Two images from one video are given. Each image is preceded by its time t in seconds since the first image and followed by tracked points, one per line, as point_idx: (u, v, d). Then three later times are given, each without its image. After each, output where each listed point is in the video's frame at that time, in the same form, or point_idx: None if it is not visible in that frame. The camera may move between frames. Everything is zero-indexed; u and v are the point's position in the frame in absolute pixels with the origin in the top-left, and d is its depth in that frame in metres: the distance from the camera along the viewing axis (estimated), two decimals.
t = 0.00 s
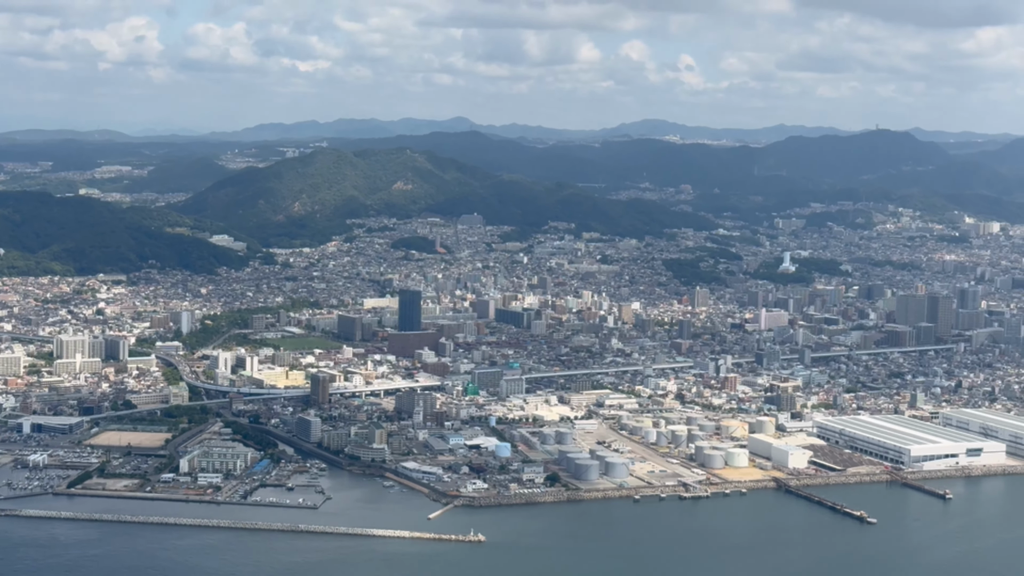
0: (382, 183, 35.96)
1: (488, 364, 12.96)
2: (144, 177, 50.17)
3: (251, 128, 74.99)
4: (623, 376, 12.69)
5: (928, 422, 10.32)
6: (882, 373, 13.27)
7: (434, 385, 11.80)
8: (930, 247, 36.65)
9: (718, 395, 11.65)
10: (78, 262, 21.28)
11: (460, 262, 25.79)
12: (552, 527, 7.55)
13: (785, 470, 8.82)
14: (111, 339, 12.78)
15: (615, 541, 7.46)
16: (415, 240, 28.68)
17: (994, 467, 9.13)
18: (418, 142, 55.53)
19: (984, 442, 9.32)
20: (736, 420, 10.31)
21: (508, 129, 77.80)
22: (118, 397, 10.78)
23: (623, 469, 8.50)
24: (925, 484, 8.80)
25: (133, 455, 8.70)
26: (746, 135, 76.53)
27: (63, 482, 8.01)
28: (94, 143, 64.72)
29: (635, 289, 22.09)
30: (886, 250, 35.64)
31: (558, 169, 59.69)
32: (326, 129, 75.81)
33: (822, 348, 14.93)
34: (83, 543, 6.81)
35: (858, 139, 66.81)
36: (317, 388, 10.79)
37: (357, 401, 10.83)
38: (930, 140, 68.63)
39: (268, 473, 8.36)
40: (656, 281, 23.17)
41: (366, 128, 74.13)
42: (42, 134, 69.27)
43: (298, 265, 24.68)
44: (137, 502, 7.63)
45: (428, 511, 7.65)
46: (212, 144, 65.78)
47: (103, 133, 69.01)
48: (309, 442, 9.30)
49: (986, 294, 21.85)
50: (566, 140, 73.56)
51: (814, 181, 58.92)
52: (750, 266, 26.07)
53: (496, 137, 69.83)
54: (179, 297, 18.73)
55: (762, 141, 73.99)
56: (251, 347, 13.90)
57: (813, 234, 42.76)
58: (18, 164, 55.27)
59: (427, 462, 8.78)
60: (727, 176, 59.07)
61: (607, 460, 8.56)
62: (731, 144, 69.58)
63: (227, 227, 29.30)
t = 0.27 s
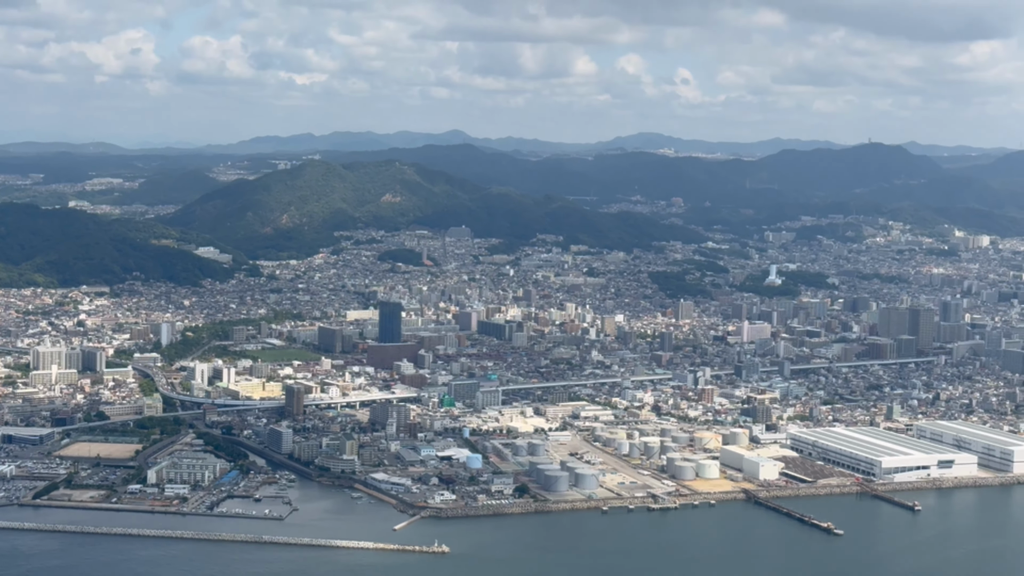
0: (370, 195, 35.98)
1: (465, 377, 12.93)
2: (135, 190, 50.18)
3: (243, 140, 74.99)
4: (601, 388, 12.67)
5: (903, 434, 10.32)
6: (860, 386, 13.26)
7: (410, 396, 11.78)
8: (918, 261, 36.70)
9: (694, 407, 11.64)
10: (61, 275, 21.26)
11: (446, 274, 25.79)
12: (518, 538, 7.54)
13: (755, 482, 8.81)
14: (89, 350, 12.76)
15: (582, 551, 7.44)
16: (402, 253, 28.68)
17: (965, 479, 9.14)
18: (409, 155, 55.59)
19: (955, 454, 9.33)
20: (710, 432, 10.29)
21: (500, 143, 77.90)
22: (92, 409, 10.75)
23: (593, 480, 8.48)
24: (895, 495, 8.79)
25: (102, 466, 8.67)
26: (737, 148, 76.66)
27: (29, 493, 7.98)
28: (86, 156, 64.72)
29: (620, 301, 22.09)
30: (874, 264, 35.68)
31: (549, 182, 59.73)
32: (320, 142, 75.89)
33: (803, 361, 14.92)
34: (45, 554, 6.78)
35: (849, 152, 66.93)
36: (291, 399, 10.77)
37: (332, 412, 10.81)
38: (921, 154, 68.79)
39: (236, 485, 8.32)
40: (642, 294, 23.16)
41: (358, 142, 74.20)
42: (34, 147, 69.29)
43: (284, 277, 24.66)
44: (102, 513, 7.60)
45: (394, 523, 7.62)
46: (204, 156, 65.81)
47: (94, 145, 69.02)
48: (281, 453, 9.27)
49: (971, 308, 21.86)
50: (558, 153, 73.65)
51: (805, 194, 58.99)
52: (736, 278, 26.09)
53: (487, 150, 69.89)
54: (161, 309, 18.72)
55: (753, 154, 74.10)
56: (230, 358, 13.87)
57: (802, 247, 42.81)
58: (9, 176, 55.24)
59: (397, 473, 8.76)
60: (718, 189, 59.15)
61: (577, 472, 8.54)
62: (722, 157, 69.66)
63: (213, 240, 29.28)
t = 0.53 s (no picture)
0: (360, 208, 36.00)
1: (444, 389, 12.92)
2: (127, 203, 50.19)
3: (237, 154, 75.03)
4: (580, 400, 12.66)
5: (878, 446, 10.32)
6: (840, 398, 13.24)
7: (388, 409, 11.75)
8: (909, 274, 36.72)
9: (672, 419, 11.62)
10: (47, 287, 21.26)
11: (433, 287, 25.80)
12: (485, 550, 7.52)
13: (727, 494, 8.80)
14: (68, 363, 12.75)
15: (549, 562, 7.43)
16: (391, 266, 28.66)
17: (938, 491, 9.14)
18: (402, 168, 55.62)
19: (928, 466, 9.33)
20: (685, 445, 10.28)
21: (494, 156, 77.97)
22: (67, 421, 10.73)
23: (564, 493, 8.46)
24: (866, 508, 8.77)
25: (73, 478, 8.66)
26: (731, 162, 76.74)
27: None
28: (79, 169, 64.75)
29: (607, 314, 22.10)
30: (864, 277, 35.70)
31: (542, 195, 59.77)
32: (314, 156, 75.97)
33: (784, 373, 14.91)
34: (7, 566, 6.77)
35: (842, 166, 67.01)
36: (267, 412, 10.75)
37: (308, 424, 10.79)
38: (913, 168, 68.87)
39: (206, 496, 8.30)
40: (628, 307, 23.15)
41: (352, 155, 74.27)
42: (28, 161, 69.29)
43: (271, 290, 24.63)
44: (69, 525, 7.59)
45: (361, 534, 7.61)
46: (197, 169, 65.85)
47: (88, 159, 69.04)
48: (253, 465, 9.26)
49: (957, 321, 21.85)
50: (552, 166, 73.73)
51: (798, 208, 59.04)
52: (724, 291, 26.10)
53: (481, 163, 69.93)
54: (145, 321, 18.71)
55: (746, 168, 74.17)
56: (210, 371, 13.86)
57: (793, 260, 42.83)
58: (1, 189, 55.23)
59: (369, 485, 8.74)
60: (710, 203, 59.20)
61: (548, 484, 8.53)
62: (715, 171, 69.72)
63: (202, 253, 29.28)
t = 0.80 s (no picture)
0: (350, 218, 36.01)
1: (424, 398, 12.91)
2: (120, 213, 50.20)
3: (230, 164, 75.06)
4: (559, 409, 12.65)
5: (854, 455, 10.33)
6: (820, 408, 13.24)
7: (366, 418, 11.74)
8: (898, 285, 36.74)
9: (650, 429, 11.61)
10: (33, 297, 21.26)
11: (421, 296, 25.80)
12: (456, 558, 7.51)
13: (699, 503, 8.80)
14: (47, 372, 12.74)
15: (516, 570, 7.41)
16: (379, 275, 28.67)
17: (911, 499, 9.15)
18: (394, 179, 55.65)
19: (901, 476, 9.34)
20: (661, 454, 10.28)
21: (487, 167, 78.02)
22: (42, 430, 10.71)
23: (535, 502, 8.46)
24: (838, 517, 8.77)
25: (43, 487, 8.65)
26: (724, 172, 76.81)
27: None
28: (72, 178, 64.76)
29: (594, 324, 22.09)
30: (854, 287, 35.72)
31: (535, 204, 59.82)
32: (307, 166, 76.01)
33: (766, 383, 14.90)
34: None
35: (834, 177, 67.09)
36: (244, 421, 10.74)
37: (284, 434, 10.78)
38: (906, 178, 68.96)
39: (176, 505, 8.29)
40: (615, 316, 23.14)
41: (345, 166, 74.31)
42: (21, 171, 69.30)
43: (258, 300, 24.64)
44: (36, 533, 7.57)
45: (329, 543, 7.60)
46: (190, 179, 65.87)
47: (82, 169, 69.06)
48: (226, 474, 9.25)
49: (943, 331, 21.86)
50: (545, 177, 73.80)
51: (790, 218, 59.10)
52: (712, 301, 26.11)
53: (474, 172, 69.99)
54: (129, 331, 18.70)
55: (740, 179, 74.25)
56: (190, 380, 13.84)
57: (784, 270, 42.86)
58: None
59: (340, 494, 8.73)
60: (703, 213, 59.27)
61: (520, 493, 8.52)
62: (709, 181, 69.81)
63: (191, 263, 29.28)
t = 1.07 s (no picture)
0: (341, 227, 36.01)
1: (404, 406, 12.89)
2: (113, 222, 50.24)
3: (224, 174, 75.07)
4: (538, 417, 12.62)
5: (830, 463, 10.32)
6: (801, 416, 13.23)
7: (344, 425, 11.72)
8: (889, 294, 36.75)
9: (628, 436, 11.61)
10: (19, 305, 21.25)
11: (409, 305, 25.79)
12: (424, 565, 7.48)
13: (672, 510, 8.79)
14: (26, 381, 12.72)
15: None
16: (368, 284, 28.66)
17: (885, 507, 9.14)
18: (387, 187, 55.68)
19: (876, 482, 9.33)
20: (636, 462, 10.27)
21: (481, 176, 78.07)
22: (18, 438, 10.69)
23: (507, 509, 8.44)
24: (810, 524, 8.75)
25: (14, 495, 8.63)
26: (717, 182, 76.88)
27: None
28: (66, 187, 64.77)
29: (581, 332, 22.08)
30: (845, 296, 35.72)
31: (527, 213, 59.85)
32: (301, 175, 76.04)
33: (749, 391, 14.89)
34: None
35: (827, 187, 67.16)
36: (221, 428, 10.72)
37: (261, 441, 10.76)
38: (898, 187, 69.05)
39: (146, 513, 8.27)
40: (603, 325, 23.14)
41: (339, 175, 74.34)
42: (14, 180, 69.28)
43: (246, 308, 24.63)
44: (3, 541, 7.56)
45: (297, 551, 7.58)
46: (183, 188, 65.88)
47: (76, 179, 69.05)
48: (199, 482, 9.23)
49: (929, 340, 21.86)
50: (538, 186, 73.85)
51: (783, 226, 59.14)
52: (700, 309, 26.12)
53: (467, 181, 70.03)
54: (114, 339, 18.68)
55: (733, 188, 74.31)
56: (171, 388, 13.82)
57: (776, 279, 42.85)
58: None
59: (312, 501, 8.71)
60: (696, 222, 59.32)
61: (491, 500, 8.50)
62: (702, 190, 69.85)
63: (179, 272, 29.26)
